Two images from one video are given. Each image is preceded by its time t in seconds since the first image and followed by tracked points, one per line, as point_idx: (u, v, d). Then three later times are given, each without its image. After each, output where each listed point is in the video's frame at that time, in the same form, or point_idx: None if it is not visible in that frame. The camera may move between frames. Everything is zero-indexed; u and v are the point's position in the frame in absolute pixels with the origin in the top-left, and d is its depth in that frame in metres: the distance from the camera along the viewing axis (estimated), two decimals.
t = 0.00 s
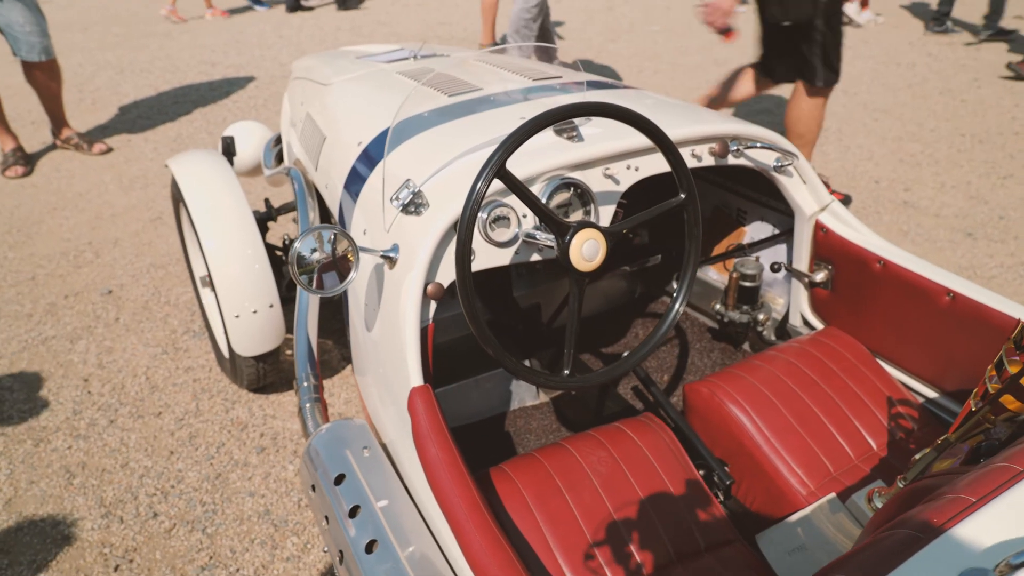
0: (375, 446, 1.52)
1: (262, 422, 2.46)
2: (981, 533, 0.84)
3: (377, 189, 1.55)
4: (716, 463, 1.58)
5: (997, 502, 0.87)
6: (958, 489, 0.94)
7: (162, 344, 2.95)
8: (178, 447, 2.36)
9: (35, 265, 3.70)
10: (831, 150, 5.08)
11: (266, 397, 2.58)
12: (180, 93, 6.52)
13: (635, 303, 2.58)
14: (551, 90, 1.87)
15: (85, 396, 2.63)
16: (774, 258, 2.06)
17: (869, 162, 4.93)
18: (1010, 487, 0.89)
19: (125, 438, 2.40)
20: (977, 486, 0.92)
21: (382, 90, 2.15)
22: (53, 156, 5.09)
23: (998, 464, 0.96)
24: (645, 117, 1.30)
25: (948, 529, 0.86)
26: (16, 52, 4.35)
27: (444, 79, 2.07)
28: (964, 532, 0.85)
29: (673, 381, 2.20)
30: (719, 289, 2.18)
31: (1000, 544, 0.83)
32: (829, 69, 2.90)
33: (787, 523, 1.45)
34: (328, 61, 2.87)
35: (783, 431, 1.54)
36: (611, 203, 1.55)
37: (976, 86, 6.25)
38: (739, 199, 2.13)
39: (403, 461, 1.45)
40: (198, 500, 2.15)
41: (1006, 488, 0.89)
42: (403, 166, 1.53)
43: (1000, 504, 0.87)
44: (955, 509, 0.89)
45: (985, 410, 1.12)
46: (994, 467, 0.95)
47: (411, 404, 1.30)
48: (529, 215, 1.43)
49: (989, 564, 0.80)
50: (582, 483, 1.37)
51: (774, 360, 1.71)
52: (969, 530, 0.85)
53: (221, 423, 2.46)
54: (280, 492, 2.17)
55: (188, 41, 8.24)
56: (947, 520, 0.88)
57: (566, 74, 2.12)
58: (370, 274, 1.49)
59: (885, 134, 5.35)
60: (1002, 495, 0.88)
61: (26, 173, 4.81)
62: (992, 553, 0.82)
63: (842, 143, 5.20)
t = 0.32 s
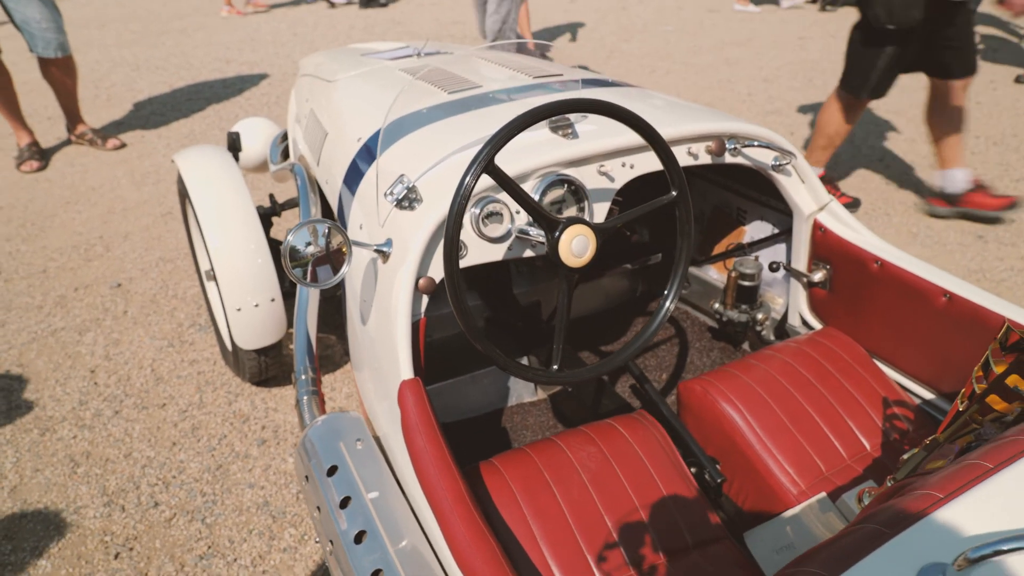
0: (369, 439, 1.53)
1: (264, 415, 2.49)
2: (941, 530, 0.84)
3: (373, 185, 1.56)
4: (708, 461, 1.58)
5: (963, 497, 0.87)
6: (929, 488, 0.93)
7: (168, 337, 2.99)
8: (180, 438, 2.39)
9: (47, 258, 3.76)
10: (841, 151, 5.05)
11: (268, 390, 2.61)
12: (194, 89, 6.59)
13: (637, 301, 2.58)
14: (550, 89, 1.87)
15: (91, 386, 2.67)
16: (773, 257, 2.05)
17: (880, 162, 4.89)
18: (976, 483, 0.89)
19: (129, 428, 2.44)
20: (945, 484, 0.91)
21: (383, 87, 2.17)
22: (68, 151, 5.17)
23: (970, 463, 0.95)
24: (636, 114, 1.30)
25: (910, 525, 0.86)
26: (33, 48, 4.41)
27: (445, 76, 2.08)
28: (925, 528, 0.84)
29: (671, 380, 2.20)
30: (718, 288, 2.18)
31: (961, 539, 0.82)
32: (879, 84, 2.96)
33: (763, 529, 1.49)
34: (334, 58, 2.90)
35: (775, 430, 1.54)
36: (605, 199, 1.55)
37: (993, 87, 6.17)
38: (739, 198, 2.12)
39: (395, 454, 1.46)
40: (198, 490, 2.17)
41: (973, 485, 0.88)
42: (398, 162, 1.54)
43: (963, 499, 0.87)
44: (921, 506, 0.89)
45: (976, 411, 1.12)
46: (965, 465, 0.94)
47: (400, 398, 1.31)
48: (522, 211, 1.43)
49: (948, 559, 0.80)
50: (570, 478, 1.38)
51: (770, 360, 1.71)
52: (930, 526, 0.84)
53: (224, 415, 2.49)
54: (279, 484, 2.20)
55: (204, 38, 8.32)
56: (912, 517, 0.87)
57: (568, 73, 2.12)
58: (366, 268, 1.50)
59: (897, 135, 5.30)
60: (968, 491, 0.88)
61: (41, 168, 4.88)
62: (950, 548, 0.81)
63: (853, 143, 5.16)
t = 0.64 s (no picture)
0: (359, 431, 1.55)
1: (264, 408, 2.52)
2: (892, 526, 0.85)
3: (366, 181, 1.58)
4: (695, 459, 1.59)
5: (917, 493, 0.88)
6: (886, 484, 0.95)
7: (174, 330, 3.03)
8: (182, 429, 2.43)
9: (59, 251, 3.83)
10: (851, 153, 5.03)
11: (270, 383, 2.64)
12: (208, 86, 6.66)
13: (636, 301, 2.58)
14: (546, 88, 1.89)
15: (96, 377, 2.72)
16: (769, 257, 2.04)
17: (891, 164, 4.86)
18: (931, 480, 0.90)
19: (133, 419, 2.48)
20: (903, 481, 0.92)
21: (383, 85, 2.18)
22: (83, 146, 5.24)
23: (929, 460, 0.96)
24: (623, 112, 1.31)
25: (861, 520, 0.87)
26: (50, 44, 4.47)
27: (443, 74, 2.09)
28: (875, 523, 0.85)
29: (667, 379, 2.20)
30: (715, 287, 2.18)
31: (910, 536, 0.83)
32: None
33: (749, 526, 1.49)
34: (340, 55, 2.92)
35: (762, 429, 1.54)
36: (596, 197, 1.56)
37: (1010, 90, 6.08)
38: (737, 198, 2.12)
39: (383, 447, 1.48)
40: (197, 481, 2.21)
41: (929, 482, 0.89)
42: (391, 158, 1.56)
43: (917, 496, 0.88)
44: (875, 501, 0.90)
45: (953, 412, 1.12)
46: (925, 462, 0.96)
47: (387, 390, 1.33)
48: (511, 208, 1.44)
49: (893, 554, 0.81)
50: (555, 473, 1.39)
51: (762, 359, 1.71)
52: (882, 521, 0.85)
53: (225, 407, 2.53)
54: (277, 476, 2.22)
55: (219, 36, 8.41)
56: (867, 512, 0.88)
57: (565, 72, 2.13)
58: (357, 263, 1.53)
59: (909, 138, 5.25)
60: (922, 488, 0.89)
61: (56, 162, 4.96)
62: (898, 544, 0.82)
63: (864, 146, 5.12)
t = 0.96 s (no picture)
0: (352, 424, 1.56)
1: (267, 401, 2.55)
2: (852, 523, 0.86)
3: (362, 177, 1.59)
4: (686, 458, 1.59)
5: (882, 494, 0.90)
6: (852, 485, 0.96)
7: (181, 323, 3.07)
8: (185, 421, 2.46)
9: (72, 244, 3.89)
10: (864, 155, 4.98)
11: (273, 376, 2.67)
12: (223, 82, 6.72)
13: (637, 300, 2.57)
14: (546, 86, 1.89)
15: (104, 368, 2.76)
16: (769, 258, 2.04)
17: (904, 167, 4.81)
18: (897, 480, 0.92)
19: (138, 410, 2.51)
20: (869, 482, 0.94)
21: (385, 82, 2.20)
22: (98, 141, 5.32)
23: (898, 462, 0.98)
24: (614, 111, 1.31)
25: (824, 516, 0.88)
26: (68, 40, 4.53)
27: (445, 72, 2.10)
28: (837, 520, 0.87)
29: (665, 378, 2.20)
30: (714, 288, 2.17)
31: (870, 532, 0.85)
32: None
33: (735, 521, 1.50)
34: (348, 53, 2.95)
35: (753, 429, 1.54)
36: (590, 195, 1.57)
37: None
38: (737, 198, 2.11)
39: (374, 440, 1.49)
40: (198, 471, 2.24)
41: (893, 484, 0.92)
42: (387, 155, 1.57)
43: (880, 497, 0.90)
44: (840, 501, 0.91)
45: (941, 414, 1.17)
46: (894, 462, 0.97)
47: (377, 384, 1.35)
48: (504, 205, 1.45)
49: (849, 551, 0.82)
50: (543, 469, 1.39)
51: (757, 360, 1.70)
52: (841, 520, 0.87)
53: (228, 400, 2.56)
54: (276, 468, 2.25)
55: (236, 34, 8.48)
56: (830, 508, 0.90)
57: (567, 71, 2.14)
58: (352, 259, 1.54)
59: (924, 139, 5.19)
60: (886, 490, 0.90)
61: (72, 156, 5.03)
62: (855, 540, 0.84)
63: (879, 148, 5.07)
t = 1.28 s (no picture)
0: (348, 418, 1.57)
1: (271, 395, 2.57)
2: (822, 518, 0.86)
3: (362, 174, 1.61)
4: (680, 458, 1.59)
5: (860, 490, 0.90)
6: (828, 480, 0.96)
7: (189, 317, 3.11)
8: (190, 413, 2.49)
9: (85, 238, 3.95)
10: (877, 158, 4.93)
11: (277, 371, 2.69)
12: (238, 80, 6.79)
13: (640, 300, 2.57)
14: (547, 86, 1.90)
15: (112, 361, 2.80)
16: (770, 258, 2.03)
17: (917, 170, 4.76)
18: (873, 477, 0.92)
19: (145, 402, 2.55)
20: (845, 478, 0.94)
21: (389, 79, 2.21)
22: (114, 137, 5.39)
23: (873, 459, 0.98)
24: (609, 111, 1.32)
25: (794, 513, 0.88)
26: (85, 37, 4.59)
27: (449, 71, 2.12)
28: (806, 516, 0.87)
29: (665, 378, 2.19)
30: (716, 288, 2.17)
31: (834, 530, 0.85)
32: None
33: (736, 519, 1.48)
34: (355, 51, 2.97)
35: (748, 430, 1.53)
36: (587, 194, 1.57)
37: None
38: (739, 198, 2.11)
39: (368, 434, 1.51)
40: (202, 463, 2.26)
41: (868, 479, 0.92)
42: (387, 153, 1.59)
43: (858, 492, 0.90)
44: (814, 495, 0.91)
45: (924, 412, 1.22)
46: (868, 462, 0.97)
47: (370, 378, 1.36)
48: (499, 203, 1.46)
49: (811, 548, 0.82)
50: (534, 466, 1.40)
51: (754, 361, 1.70)
52: (812, 515, 0.87)
53: (233, 394, 2.59)
54: (278, 461, 2.27)
55: (253, 32, 8.56)
56: (799, 506, 0.90)
57: (570, 70, 2.14)
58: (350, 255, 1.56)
59: (938, 142, 5.14)
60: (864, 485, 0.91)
61: (88, 152, 5.10)
62: (824, 531, 0.84)
63: (892, 151, 5.03)
